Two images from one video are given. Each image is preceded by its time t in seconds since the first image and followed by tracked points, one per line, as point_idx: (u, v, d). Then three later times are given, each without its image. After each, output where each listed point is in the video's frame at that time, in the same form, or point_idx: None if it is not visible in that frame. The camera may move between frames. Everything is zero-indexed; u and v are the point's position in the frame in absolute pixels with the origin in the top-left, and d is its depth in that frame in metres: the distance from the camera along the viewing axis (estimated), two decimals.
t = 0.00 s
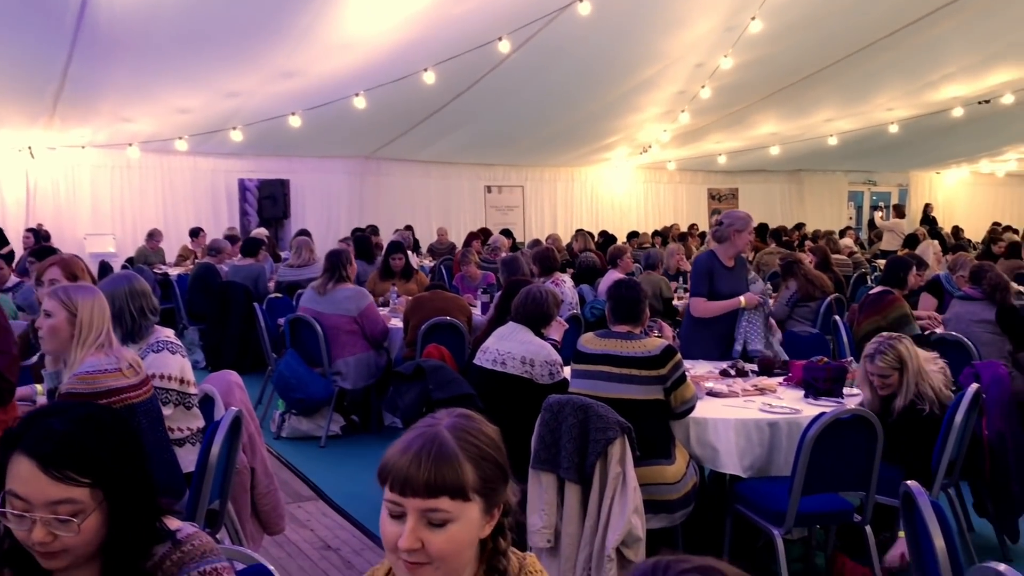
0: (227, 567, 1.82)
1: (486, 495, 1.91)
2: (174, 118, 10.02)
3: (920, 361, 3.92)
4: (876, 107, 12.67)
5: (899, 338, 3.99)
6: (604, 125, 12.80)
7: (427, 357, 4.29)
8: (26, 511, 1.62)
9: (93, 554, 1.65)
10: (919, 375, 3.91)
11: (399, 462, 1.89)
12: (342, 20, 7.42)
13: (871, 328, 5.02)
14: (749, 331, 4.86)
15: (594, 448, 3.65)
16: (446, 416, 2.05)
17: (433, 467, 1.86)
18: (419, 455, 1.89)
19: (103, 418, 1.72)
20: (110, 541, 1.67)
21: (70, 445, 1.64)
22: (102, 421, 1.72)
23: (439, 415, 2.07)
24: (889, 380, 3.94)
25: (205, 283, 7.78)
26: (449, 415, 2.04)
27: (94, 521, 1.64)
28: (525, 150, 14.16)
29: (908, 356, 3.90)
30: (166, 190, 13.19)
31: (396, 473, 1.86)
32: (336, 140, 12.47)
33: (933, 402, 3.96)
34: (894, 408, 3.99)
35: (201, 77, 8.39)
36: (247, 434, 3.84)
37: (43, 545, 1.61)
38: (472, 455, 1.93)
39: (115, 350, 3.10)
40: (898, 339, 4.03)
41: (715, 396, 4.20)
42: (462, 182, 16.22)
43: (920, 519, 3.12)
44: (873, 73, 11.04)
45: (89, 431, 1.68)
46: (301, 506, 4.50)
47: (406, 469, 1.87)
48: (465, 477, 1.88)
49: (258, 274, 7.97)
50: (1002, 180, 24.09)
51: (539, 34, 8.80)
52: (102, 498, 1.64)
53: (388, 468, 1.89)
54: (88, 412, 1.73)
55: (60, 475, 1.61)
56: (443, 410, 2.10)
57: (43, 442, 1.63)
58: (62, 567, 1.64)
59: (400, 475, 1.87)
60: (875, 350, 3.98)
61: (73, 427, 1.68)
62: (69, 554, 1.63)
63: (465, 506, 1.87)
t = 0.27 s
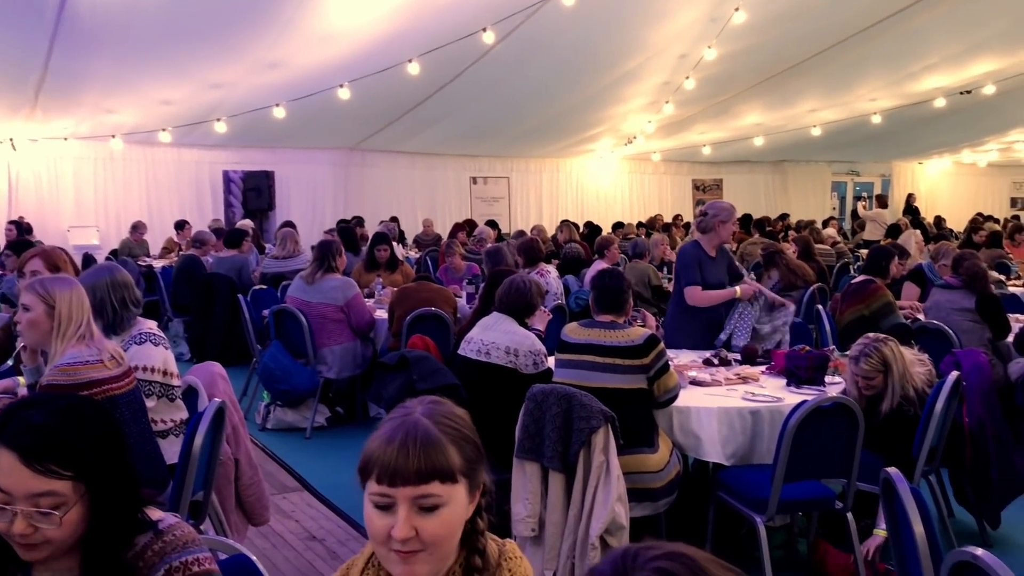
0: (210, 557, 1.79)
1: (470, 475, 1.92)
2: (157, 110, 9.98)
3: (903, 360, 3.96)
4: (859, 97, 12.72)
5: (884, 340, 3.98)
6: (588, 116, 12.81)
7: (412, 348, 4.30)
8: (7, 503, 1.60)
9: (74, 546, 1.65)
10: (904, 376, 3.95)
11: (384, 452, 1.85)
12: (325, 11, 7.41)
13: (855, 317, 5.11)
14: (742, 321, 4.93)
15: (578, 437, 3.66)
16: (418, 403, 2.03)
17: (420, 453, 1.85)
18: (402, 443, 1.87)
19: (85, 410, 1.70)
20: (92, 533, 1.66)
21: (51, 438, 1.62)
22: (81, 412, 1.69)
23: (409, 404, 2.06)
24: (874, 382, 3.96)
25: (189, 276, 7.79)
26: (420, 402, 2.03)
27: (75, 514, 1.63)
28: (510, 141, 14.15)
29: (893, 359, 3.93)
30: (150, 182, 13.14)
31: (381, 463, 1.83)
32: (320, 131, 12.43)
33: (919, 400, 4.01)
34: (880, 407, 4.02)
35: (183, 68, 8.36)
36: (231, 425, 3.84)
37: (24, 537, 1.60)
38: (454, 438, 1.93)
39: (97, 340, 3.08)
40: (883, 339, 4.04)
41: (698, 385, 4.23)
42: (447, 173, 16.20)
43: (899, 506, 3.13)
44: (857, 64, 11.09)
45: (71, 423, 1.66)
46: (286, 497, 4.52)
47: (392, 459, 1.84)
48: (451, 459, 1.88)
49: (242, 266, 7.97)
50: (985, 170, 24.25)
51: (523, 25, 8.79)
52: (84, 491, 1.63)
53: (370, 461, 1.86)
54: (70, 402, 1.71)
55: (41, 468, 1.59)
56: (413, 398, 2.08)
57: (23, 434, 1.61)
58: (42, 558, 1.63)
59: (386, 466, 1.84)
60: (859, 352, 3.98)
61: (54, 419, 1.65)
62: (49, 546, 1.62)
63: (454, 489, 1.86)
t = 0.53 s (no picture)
0: (191, 548, 1.76)
1: (447, 461, 1.92)
2: (140, 102, 9.92)
3: (885, 347, 4.00)
4: (844, 89, 12.75)
5: (868, 327, 4.04)
6: (574, 108, 12.79)
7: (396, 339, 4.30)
8: None
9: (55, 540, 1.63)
10: (886, 363, 3.98)
11: (359, 445, 1.84)
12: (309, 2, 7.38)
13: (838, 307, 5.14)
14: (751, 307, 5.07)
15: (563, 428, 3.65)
16: (389, 394, 2.02)
17: (396, 444, 1.84)
18: (378, 434, 1.86)
19: (68, 403, 1.68)
20: (73, 525, 1.64)
21: (32, 429, 1.59)
22: (66, 406, 1.67)
23: (381, 393, 2.04)
24: (856, 368, 4.01)
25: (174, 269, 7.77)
26: (392, 392, 2.02)
27: (57, 506, 1.61)
28: (495, 133, 14.13)
29: (874, 345, 3.97)
30: (134, 176, 13.07)
31: (359, 456, 1.82)
32: (305, 124, 12.38)
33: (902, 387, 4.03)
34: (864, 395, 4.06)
35: (167, 60, 8.31)
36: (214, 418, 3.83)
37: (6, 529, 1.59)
38: (429, 425, 1.92)
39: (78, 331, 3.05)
40: (866, 327, 4.09)
41: (682, 375, 4.25)
42: (433, 165, 16.15)
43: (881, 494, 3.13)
44: (842, 55, 11.12)
45: (53, 415, 1.64)
46: (270, 490, 4.52)
47: (369, 451, 1.82)
48: (427, 447, 1.87)
49: (225, 258, 7.93)
50: (970, 162, 24.39)
51: (507, 17, 8.77)
52: (66, 483, 1.61)
53: (347, 455, 1.84)
54: (54, 395, 1.70)
55: (21, 460, 1.57)
56: (385, 388, 2.06)
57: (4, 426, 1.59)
58: (23, 550, 1.61)
59: (363, 460, 1.83)
60: (842, 340, 4.04)
61: (35, 410, 1.63)
62: (31, 539, 1.60)
63: (433, 476, 1.86)
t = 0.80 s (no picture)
0: (171, 542, 1.76)
1: (420, 456, 1.91)
2: (123, 97, 9.87)
3: (866, 329, 4.00)
4: (828, 82, 12.78)
5: (848, 310, 4.04)
6: (558, 102, 12.76)
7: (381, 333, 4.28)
8: None
9: (31, 534, 1.61)
10: (867, 344, 3.97)
11: (330, 438, 1.84)
12: None
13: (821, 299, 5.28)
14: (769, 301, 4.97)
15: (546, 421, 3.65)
16: (364, 387, 2.02)
17: (367, 438, 1.84)
18: (349, 428, 1.86)
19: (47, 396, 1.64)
20: (51, 520, 1.62)
21: (10, 424, 1.57)
22: (44, 400, 1.64)
23: (356, 387, 2.04)
24: (837, 350, 4.00)
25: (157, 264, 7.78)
26: (367, 385, 2.01)
27: (34, 501, 1.59)
28: (481, 127, 14.08)
29: (854, 326, 3.97)
30: (118, 172, 13.00)
31: (329, 450, 1.82)
32: (290, 118, 12.32)
33: (883, 371, 4.03)
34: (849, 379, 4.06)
35: (150, 54, 8.27)
36: (197, 413, 3.82)
37: None
38: (401, 420, 1.92)
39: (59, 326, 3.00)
40: (848, 310, 4.10)
41: (666, 367, 4.27)
42: (419, 160, 16.10)
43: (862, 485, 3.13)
44: (826, 48, 11.15)
45: (31, 409, 1.61)
46: (255, 485, 4.53)
47: (339, 445, 1.82)
48: (398, 443, 1.87)
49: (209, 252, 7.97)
50: (954, 155, 24.52)
51: (491, 10, 8.75)
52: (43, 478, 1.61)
53: (318, 449, 1.84)
54: (32, 387, 1.66)
55: None
56: (360, 382, 2.06)
57: None
58: None
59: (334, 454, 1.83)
60: (823, 323, 4.05)
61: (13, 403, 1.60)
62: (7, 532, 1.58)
63: (404, 471, 1.86)
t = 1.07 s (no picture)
0: (149, 540, 1.73)
1: (394, 453, 1.90)
2: (105, 92, 9.81)
3: (852, 310, 4.00)
4: (812, 77, 12.81)
5: (835, 291, 4.06)
6: (543, 97, 12.74)
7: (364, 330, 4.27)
8: None
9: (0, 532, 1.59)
10: (853, 325, 3.96)
11: (303, 433, 1.83)
12: None
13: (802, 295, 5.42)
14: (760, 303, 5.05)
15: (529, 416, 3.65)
16: (342, 381, 2.00)
17: (339, 435, 1.83)
18: (322, 423, 1.85)
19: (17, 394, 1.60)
20: (21, 518, 1.59)
21: None
22: (16, 398, 1.59)
23: (335, 381, 2.02)
24: (824, 331, 4.00)
25: (140, 261, 7.79)
26: (346, 380, 2.00)
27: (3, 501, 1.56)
28: (465, 122, 14.05)
29: (840, 307, 3.97)
30: (101, 168, 12.91)
31: (301, 443, 1.81)
32: (274, 113, 12.26)
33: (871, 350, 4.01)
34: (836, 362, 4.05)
35: (132, 49, 8.24)
36: (178, 410, 3.80)
37: None
38: (377, 417, 1.90)
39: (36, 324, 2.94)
40: (834, 292, 4.12)
41: (649, 362, 4.29)
42: (404, 156, 16.06)
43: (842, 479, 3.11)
44: (810, 44, 11.19)
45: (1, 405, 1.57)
46: (238, 482, 4.53)
47: (311, 440, 1.82)
48: (372, 440, 1.86)
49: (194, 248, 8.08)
50: (937, 151, 24.68)
51: (475, 6, 8.74)
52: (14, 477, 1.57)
53: (290, 443, 1.83)
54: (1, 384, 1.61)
55: None
56: (340, 376, 2.05)
57: None
58: None
59: (306, 449, 1.82)
60: (809, 303, 4.06)
61: None
62: None
63: (377, 469, 1.85)
